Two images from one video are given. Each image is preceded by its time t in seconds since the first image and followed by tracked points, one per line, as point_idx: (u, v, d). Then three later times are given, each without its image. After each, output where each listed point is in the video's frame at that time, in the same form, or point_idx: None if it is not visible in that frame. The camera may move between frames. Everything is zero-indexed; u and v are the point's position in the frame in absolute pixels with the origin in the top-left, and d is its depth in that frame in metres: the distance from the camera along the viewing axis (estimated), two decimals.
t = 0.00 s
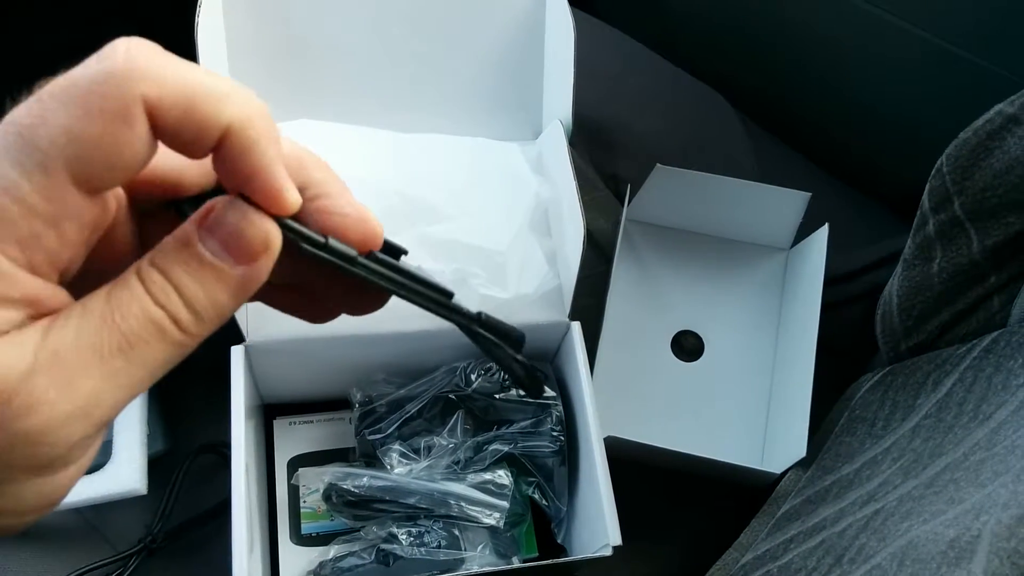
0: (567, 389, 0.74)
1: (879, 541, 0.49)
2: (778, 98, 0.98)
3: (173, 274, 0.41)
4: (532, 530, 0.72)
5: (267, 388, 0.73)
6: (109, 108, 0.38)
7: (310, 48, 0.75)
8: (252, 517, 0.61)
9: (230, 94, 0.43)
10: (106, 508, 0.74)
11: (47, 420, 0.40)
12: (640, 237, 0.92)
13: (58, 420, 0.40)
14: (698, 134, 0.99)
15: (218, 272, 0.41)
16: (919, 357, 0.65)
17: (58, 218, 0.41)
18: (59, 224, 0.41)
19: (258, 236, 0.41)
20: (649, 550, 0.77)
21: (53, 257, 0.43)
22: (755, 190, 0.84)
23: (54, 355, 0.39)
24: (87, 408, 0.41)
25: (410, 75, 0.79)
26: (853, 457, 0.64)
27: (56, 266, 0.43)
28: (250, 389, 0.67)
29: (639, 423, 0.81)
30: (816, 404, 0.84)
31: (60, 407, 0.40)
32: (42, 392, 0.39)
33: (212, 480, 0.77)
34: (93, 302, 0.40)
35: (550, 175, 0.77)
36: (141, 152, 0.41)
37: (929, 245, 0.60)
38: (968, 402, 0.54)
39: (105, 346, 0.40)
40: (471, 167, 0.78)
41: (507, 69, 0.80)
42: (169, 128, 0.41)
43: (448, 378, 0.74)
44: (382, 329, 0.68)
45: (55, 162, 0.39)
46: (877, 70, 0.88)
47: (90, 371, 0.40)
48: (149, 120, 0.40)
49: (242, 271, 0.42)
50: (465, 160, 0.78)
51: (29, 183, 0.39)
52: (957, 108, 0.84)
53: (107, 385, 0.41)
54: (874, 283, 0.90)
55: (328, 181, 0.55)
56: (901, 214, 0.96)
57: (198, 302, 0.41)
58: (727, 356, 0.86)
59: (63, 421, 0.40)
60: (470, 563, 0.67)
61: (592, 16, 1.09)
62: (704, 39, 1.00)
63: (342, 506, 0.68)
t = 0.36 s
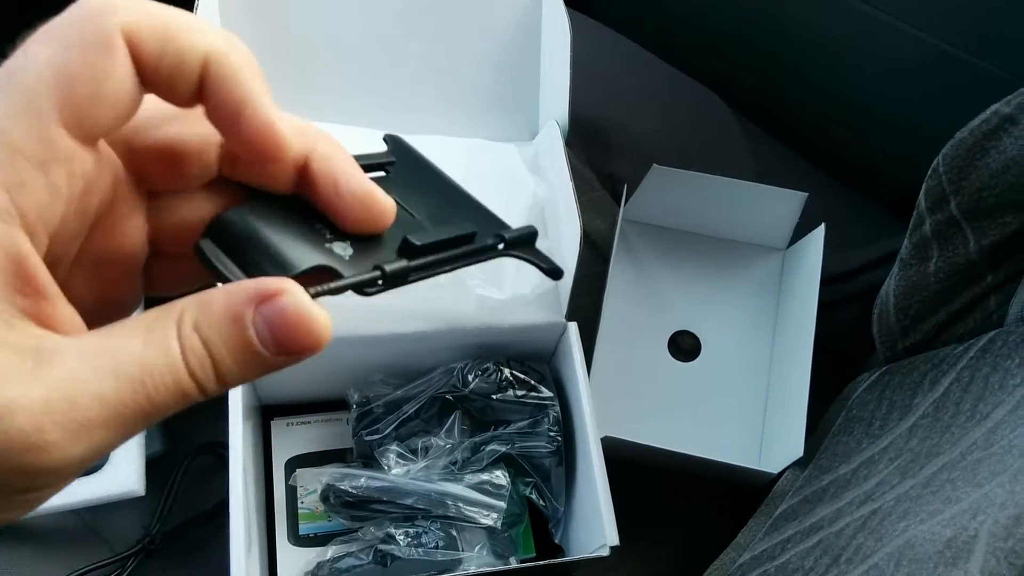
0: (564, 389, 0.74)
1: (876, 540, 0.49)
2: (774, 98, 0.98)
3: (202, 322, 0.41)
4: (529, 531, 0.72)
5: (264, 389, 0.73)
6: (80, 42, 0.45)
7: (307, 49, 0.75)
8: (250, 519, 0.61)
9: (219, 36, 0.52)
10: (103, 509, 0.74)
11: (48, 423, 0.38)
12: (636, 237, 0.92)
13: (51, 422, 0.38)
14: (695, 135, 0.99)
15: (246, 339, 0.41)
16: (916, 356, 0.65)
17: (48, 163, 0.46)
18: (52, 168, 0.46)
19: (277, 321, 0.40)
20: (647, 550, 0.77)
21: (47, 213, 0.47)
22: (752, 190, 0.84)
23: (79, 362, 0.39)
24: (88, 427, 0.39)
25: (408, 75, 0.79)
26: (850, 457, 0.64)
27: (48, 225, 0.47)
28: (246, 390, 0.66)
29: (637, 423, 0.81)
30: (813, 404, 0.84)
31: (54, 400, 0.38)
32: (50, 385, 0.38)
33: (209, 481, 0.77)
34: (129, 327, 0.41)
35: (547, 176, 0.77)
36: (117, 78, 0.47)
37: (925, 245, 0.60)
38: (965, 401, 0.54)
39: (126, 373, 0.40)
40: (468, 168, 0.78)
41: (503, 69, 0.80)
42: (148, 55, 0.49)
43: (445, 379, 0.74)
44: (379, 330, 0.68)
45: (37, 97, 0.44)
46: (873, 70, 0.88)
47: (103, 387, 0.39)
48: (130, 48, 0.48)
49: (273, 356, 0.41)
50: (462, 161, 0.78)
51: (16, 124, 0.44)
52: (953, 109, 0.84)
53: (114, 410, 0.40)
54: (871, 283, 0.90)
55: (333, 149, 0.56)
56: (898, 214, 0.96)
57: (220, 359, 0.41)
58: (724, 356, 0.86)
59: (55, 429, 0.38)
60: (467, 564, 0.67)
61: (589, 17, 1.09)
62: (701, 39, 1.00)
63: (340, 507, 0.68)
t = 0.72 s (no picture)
0: (564, 391, 0.74)
1: (877, 542, 0.50)
2: (774, 100, 0.99)
3: (204, 303, 0.41)
4: (529, 531, 0.72)
5: (266, 391, 0.73)
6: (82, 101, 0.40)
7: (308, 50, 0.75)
8: (251, 520, 0.61)
9: (240, 131, 0.43)
10: (105, 511, 0.74)
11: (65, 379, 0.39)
12: (636, 238, 0.92)
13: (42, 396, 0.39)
14: (695, 136, 0.99)
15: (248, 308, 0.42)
16: (916, 357, 0.66)
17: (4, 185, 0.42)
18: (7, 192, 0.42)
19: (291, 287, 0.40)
20: (648, 551, 0.78)
21: None
22: (750, 192, 0.84)
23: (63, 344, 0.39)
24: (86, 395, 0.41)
25: (409, 77, 0.79)
26: (851, 458, 0.64)
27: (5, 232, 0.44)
28: (248, 390, 0.67)
29: (637, 423, 0.81)
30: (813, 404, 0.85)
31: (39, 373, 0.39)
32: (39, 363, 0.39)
33: (211, 482, 0.77)
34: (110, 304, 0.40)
35: (547, 177, 0.77)
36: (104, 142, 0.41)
37: (924, 247, 0.61)
38: (965, 403, 0.55)
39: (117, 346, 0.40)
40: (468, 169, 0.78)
41: (503, 71, 0.80)
42: (156, 146, 0.42)
43: (445, 380, 0.74)
44: (378, 331, 0.68)
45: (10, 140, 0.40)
46: (872, 72, 0.88)
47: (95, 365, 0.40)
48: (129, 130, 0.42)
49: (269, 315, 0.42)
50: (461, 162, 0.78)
51: None
52: (952, 110, 0.84)
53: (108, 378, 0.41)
54: (871, 284, 0.90)
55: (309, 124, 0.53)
56: (896, 215, 0.97)
57: (220, 329, 0.42)
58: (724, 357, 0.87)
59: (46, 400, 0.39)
60: (467, 565, 0.67)
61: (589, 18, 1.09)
62: (700, 41, 1.00)
63: (341, 508, 0.68)
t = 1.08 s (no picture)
0: (567, 393, 0.74)
1: (881, 545, 0.50)
2: (777, 103, 0.99)
3: (186, 252, 0.40)
4: (533, 533, 0.72)
5: (269, 391, 0.73)
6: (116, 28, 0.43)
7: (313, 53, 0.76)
8: (256, 523, 0.61)
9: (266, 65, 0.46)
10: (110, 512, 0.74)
11: (60, 349, 0.39)
12: (640, 241, 0.92)
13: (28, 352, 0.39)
14: (698, 138, 1.00)
15: (231, 252, 0.40)
16: (920, 360, 0.66)
17: (69, 154, 0.45)
18: (69, 161, 0.45)
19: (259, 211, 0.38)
20: (652, 553, 0.78)
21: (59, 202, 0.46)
22: (754, 196, 0.85)
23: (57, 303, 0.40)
24: (72, 357, 0.40)
25: (413, 79, 0.79)
26: (855, 460, 0.64)
27: (66, 216, 0.47)
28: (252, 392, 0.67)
29: (640, 425, 0.81)
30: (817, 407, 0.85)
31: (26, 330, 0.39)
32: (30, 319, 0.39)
33: (215, 483, 0.77)
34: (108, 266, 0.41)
35: (550, 179, 0.76)
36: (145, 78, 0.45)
37: (928, 249, 0.61)
38: (969, 406, 0.55)
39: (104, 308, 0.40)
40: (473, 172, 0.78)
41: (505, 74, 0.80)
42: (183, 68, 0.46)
43: (450, 382, 0.74)
44: (381, 332, 0.68)
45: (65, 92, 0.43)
46: (875, 75, 0.88)
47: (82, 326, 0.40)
48: (158, 54, 0.45)
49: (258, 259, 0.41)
50: (466, 165, 0.78)
51: (40, 114, 0.43)
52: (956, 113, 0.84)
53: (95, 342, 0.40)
54: (875, 287, 0.90)
55: (350, 117, 0.56)
56: (900, 217, 0.97)
57: (210, 285, 0.41)
58: (727, 360, 0.87)
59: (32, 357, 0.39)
60: (471, 567, 0.67)
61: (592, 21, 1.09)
62: (703, 43, 1.00)
63: (344, 509, 0.68)
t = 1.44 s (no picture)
0: (574, 394, 0.74)
1: (889, 547, 0.49)
2: (785, 104, 0.99)
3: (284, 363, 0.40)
4: (538, 533, 0.72)
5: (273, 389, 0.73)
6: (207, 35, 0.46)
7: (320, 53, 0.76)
8: (261, 522, 0.61)
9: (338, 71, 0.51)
10: (115, 509, 0.74)
11: (147, 442, 0.35)
12: (647, 241, 0.92)
13: (127, 440, 0.34)
14: (705, 140, 0.99)
15: (311, 385, 0.42)
16: (928, 363, 0.65)
17: (158, 146, 0.45)
18: (161, 154, 0.45)
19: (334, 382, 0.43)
20: (657, 556, 0.77)
21: (143, 202, 0.45)
22: (762, 198, 0.84)
23: (159, 383, 0.36)
24: (150, 452, 0.35)
25: (420, 80, 0.79)
26: (862, 463, 0.64)
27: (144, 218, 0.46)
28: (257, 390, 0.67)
29: (646, 426, 0.81)
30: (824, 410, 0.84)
31: (129, 411, 0.34)
32: (139, 397, 0.35)
33: (221, 481, 0.77)
34: (200, 353, 0.38)
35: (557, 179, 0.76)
36: (240, 85, 0.47)
37: (937, 251, 0.60)
38: (978, 408, 0.54)
39: (207, 403, 0.37)
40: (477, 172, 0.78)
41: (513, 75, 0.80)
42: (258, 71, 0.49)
43: (456, 382, 0.74)
44: (392, 330, 0.69)
45: (163, 95, 0.44)
46: (883, 77, 0.88)
47: (187, 417, 0.36)
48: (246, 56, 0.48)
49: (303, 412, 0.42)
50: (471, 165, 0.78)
51: (133, 110, 0.42)
52: (964, 115, 0.84)
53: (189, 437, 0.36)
54: (883, 288, 0.90)
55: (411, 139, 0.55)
56: (908, 219, 0.96)
57: (293, 398, 0.41)
58: (735, 361, 0.87)
59: (124, 443, 0.34)
60: (476, 567, 0.67)
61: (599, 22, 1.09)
62: (711, 45, 1.00)
63: (350, 509, 0.68)
